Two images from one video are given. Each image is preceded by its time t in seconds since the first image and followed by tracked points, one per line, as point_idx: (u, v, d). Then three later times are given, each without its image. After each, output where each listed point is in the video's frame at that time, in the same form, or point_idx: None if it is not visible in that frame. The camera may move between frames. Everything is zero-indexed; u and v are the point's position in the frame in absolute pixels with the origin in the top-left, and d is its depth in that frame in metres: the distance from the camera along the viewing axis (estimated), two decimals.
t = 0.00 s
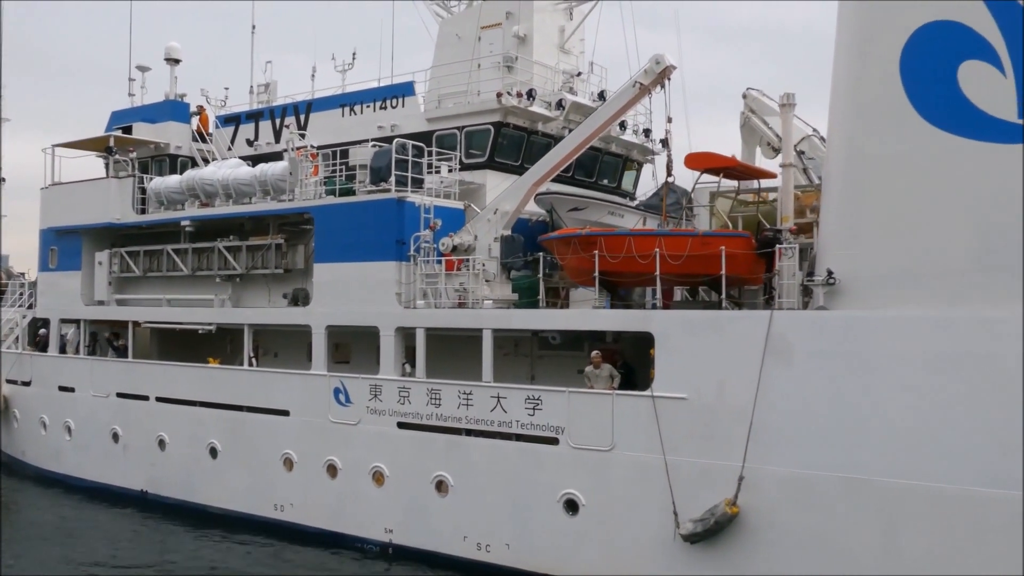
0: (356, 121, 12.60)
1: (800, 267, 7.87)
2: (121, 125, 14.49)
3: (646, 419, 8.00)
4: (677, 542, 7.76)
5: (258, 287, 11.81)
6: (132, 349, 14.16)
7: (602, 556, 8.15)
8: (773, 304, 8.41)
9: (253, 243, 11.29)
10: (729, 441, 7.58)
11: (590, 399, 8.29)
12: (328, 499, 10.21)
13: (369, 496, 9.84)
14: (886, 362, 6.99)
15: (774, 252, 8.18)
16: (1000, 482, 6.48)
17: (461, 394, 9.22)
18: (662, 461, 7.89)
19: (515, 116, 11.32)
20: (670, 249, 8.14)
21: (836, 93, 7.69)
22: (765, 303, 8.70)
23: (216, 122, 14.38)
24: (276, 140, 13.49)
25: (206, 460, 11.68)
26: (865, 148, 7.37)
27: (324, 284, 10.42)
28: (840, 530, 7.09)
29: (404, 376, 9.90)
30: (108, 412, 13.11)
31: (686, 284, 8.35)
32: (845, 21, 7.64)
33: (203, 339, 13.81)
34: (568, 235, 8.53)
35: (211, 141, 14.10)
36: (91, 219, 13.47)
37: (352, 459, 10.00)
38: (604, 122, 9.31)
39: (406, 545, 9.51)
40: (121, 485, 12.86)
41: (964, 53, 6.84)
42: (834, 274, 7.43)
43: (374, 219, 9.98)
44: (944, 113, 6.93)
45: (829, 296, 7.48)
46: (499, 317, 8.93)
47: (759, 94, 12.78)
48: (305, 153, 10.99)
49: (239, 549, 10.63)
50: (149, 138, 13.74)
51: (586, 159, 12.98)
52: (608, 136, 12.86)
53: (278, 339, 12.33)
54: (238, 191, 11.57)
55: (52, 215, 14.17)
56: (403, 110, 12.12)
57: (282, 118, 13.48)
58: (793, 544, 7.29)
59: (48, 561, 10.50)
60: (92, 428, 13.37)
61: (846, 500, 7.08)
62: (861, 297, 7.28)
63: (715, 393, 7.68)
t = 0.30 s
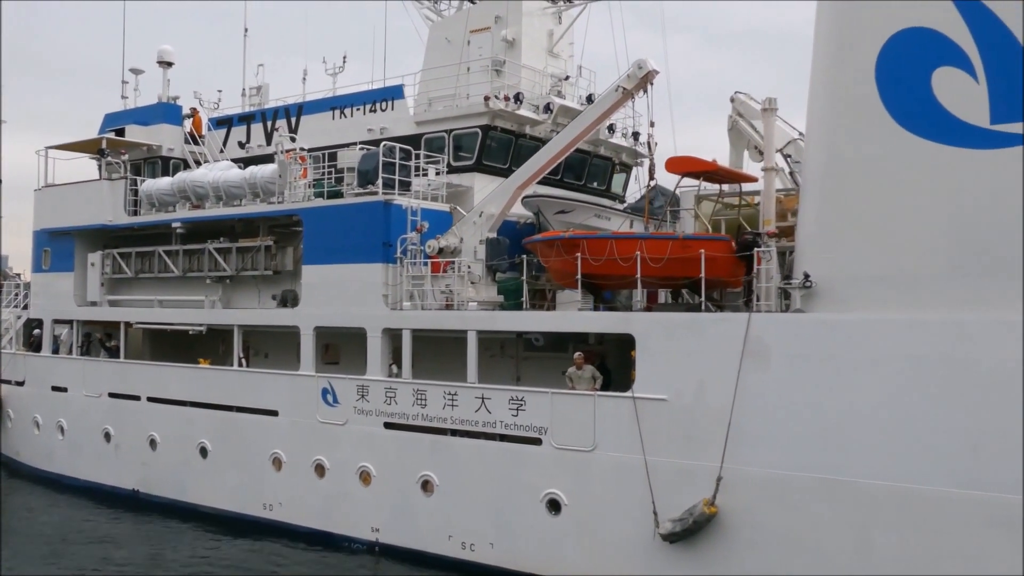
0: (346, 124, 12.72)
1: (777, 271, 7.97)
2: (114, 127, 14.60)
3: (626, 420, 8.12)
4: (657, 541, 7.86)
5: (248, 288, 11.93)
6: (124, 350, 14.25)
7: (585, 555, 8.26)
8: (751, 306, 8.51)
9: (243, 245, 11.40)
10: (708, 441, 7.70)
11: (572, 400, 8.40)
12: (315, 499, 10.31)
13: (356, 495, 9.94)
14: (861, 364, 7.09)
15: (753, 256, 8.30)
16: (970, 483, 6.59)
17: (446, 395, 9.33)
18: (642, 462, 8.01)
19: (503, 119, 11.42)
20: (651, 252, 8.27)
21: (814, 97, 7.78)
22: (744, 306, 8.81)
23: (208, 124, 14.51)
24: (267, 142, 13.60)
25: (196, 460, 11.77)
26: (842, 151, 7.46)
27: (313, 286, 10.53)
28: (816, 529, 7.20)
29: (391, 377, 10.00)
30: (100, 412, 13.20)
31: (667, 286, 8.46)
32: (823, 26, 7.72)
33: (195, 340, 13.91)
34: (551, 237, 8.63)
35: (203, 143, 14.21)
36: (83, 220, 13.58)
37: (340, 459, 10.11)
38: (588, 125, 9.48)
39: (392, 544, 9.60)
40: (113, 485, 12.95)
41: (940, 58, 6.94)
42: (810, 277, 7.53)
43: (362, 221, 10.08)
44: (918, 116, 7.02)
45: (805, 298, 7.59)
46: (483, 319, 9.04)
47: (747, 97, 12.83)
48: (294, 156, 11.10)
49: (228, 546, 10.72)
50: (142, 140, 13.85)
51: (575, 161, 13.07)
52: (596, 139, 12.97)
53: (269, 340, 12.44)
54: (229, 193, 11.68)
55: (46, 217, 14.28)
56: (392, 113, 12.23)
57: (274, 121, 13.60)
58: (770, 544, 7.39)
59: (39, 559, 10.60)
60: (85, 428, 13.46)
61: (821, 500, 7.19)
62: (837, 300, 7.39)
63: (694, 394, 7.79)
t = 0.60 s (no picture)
0: (333, 126, 12.82)
1: (753, 271, 8.08)
2: (105, 130, 14.69)
3: (606, 419, 8.23)
4: (636, 538, 7.96)
5: (237, 290, 12.03)
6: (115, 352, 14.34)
7: (566, 552, 8.36)
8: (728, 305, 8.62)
9: (231, 247, 11.49)
10: (686, 439, 7.80)
11: (553, 400, 8.51)
12: (303, 499, 10.41)
13: (342, 495, 10.03)
14: (834, 363, 7.20)
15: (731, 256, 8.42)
16: (942, 479, 6.69)
17: (431, 395, 9.43)
18: (622, 460, 8.11)
19: (488, 121, 11.50)
20: (629, 252, 8.38)
21: (789, 99, 7.87)
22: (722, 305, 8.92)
23: (197, 127, 14.60)
24: (256, 145, 13.69)
25: (186, 461, 11.86)
26: (816, 152, 7.55)
27: (299, 287, 10.62)
28: (791, 526, 7.30)
29: (377, 377, 10.10)
30: (91, 414, 13.29)
31: (645, 286, 8.58)
32: (797, 28, 7.80)
33: (185, 342, 14.00)
34: (533, 238, 8.72)
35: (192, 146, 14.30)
36: (73, 223, 13.66)
37: (326, 459, 10.20)
38: (569, 127, 9.63)
39: (378, 543, 9.70)
40: (104, 485, 13.04)
41: (910, 60, 7.04)
42: (785, 277, 7.63)
43: (347, 223, 10.17)
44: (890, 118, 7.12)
45: (781, 298, 7.68)
46: (467, 319, 9.13)
47: (732, 97, 12.80)
48: (281, 159, 11.19)
49: (217, 545, 10.82)
50: (132, 143, 13.94)
51: (561, 163, 13.15)
52: (582, 140, 13.06)
53: (258, 341, 12.53)
54: (217, 195, 11.77)
55: (36, 220, 14.37)
56: (379, 115, 12.31)
57: (262, 123, 13.69)
58: (746, 540, 7.50)
59: (29, 558, 10.69)
60: (76, 430, 13.55)
61: (797, 497, 7.29)
62: (811, 299, 7.49)
63: (672, 393, 7.90)
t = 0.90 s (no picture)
0: (324, 128, 12.92)
1: (732, 273, 8.17)
2: (98, 132, 14.79)
3: (588, 418, 8.33)
4: (617, 536, 8.06)
5: (227, 291, 12.13)
6: (108, 351, 14.44)
7: (549, 550, 8.45)
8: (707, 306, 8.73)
9: (221, 247, 11.59)
10: (666, 438, 7.90)
11: (536, 399, 8.61)
12: (291, 497, 10.51)
13: (330, 494, 10.13)
14: (811, 363, 7.28)
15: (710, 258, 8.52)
16: (915, 479, 6.78)
17: (416, 394, 9.52)
18: (603, 459, 8.21)
19: (476, 122, 11.59)
20: (611, 253, 8.48)
21: (768, 101, 7.94)
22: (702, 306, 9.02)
23: (190, 129, 14.70)
24: (248, 146, 13.80)
25: (177, 460, 11.96)
26: (794, 154, 7.63)
27: (288, 288, 10.72)
28: (769, 524, 7.39)
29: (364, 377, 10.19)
30: (84, 413, 13.39)
31: (626, 286, 8.67)
32: (776, 31, 7.88)
33: (178, 342, 14.11)
34: (517, 239, 8.81)
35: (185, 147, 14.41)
36: (67, 224, 13.77)
37: (314, 458, 10.29)
38: (554, 129, 9.79)
39: (365, 541, 9.79)
40: (97, 484, 13.14)
41: (885, 63, 7.12)
42: (763, 278, 7.72)
43: (334, 224, 10.27)
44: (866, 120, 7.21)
45: (759, 299, 7.77)
46: (451, 319, 9.22)
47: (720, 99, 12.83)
48: (270, 161, 11.28)
49: (207, 543, 10.92)
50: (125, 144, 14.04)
51: (551, 164, 13.23)
52: (571, 142, 13.16)
53: (248, 341, 12.64)
54: (207, 197, 11.87)
55: (31, 221, 14.48)
56: (369, 117, 12.41)
57: (254, 125, 13.80)
58: (725, 538, 7.58)
59: (21, 555, 10.80)
60: (69, 429, 13.65)
61: (774, 496, 7.38)
62: (789, 300, 7.58)
63: (653, 393, 8.00)
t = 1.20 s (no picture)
0: (313, 129, 13.02)
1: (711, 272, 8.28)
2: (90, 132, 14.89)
3: (570, 416, 8.44)
4: (598, 533, 8.17)
5: (217, 290, 12.24)
6: (100, 350, 14.53)
7: (531, 547, 8.56)
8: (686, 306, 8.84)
9: (210, 247, 11.70)
10: (644, 436, 8.01)
11: (519, 397, 8.72)
12: (279, 494, 10.61)
13: (317, 491, 10.24)
14: (786, 361, 7.39)
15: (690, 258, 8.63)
16: (887, 475, 6.89)
17: (402, 393, 9.63)
18: (584, 456, 8.33)
19: (462, 123, 11.67)
20: (591, 253, 8.59)
21: (745, 103, 8.03)
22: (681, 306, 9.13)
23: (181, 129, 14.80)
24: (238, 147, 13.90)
25: (167, 458, 12.06)
26: (770, 155, 7.73)
27: (276, 287, 10.81)
28: (745, 520, 7.50)
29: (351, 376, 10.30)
30: (75, 411, 13.49)
31: (607, 285, 8.78)
32: (753, 33, 7.96)
33: (169, 341, 14.20)
34: (501, 239, 8.90)
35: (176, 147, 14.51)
36: (58, 224, 13.86)
37: (301, 455, 10.40)
38: (538, 129, 9.95)
39: (351, 538, 9.90)
40: (88, 482, 13.24)
41: (859, 66, 7.22)
42: (740, 277, 7.82)
43: (321, 225, 10.36)
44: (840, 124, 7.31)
45: (736, 298, 7.88)
46: (435, 319, 9.32)
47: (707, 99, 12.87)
48: (259, 161, 11.37)
49: (196, 540, 11.02)
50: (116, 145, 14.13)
51: (539, 163, 13.31)
52: (558, 142, 13.26)
53: (238, 340, 12.74)
54: (197, 197, 11.97)
55: (23, 221, 14.57)
56: (357, 117, 12.50)
57: (244, 125, 13.89)
58: (702, 534, 7.69)
59: (12, 552, 10.90)
60: (61, 427, 13.75)
61: (750, 492, 7.49)
62: (765, 299, 7.69)
63: (632, 391, 8.12)
